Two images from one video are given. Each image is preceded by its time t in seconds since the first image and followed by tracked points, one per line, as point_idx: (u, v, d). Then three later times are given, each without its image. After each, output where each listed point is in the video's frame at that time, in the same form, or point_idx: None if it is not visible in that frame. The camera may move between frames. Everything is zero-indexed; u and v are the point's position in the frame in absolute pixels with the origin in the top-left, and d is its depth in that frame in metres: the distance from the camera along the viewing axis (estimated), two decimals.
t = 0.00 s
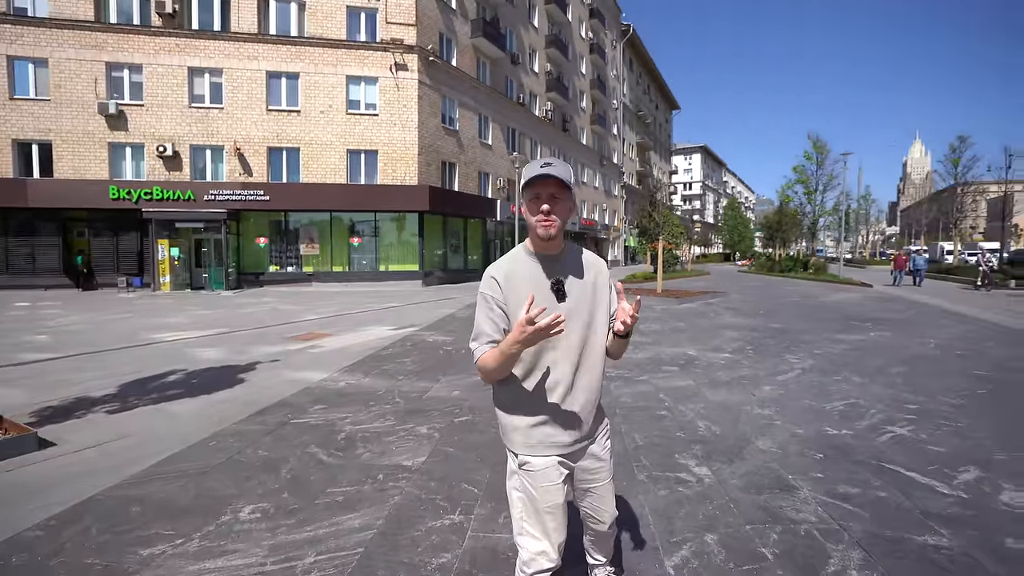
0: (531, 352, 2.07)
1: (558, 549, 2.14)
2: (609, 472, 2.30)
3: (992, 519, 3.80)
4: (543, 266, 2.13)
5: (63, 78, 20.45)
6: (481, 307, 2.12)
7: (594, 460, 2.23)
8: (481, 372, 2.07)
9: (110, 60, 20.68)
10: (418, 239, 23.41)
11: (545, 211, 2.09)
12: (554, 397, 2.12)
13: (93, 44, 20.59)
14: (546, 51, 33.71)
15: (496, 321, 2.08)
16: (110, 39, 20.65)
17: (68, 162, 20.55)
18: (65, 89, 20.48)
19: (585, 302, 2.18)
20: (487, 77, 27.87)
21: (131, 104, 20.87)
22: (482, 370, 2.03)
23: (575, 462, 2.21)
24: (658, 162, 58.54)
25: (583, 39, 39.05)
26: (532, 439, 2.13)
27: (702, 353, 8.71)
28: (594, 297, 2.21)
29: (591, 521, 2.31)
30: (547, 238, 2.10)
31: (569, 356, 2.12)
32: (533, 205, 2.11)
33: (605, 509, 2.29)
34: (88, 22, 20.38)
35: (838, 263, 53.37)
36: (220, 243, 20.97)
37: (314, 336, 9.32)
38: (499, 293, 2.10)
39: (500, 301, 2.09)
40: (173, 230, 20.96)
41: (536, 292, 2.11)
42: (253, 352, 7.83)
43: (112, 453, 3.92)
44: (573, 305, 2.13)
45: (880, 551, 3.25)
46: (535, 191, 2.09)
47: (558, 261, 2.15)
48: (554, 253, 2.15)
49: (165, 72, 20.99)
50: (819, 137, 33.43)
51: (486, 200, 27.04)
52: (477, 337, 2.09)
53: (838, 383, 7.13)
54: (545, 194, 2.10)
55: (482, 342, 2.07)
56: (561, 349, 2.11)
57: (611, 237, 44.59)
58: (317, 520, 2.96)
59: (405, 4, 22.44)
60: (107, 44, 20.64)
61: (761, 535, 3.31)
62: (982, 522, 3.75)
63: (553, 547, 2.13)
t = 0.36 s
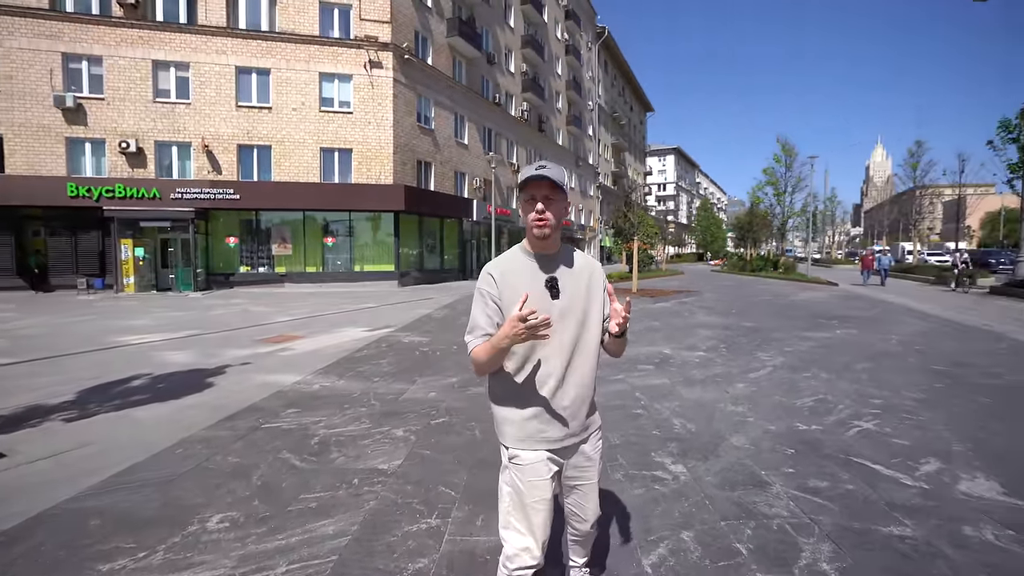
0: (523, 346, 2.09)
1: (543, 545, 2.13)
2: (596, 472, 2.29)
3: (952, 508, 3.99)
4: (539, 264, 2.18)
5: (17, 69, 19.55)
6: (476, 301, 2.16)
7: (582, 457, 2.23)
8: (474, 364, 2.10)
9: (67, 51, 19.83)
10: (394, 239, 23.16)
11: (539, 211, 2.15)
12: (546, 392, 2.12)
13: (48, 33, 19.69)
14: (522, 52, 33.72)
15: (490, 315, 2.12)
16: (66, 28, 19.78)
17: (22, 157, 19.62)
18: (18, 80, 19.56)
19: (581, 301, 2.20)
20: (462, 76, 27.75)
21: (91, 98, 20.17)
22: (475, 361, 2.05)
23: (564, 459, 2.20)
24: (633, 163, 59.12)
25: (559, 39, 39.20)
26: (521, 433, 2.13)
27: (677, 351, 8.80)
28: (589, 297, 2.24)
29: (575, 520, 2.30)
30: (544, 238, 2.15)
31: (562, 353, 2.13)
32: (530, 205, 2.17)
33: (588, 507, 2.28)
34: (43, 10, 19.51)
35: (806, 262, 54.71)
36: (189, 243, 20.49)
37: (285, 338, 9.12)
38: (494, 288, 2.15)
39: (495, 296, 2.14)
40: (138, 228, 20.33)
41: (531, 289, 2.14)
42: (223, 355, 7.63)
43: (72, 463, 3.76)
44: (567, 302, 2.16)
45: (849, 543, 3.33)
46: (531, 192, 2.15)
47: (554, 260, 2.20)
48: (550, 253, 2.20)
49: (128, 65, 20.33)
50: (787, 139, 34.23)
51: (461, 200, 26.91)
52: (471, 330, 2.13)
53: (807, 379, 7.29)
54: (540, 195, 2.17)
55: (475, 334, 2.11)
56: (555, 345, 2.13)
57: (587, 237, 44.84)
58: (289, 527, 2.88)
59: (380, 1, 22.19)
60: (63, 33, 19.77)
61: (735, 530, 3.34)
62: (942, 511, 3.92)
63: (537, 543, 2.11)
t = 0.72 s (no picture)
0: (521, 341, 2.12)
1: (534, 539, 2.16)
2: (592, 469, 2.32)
3: (926, 503, 4.05)
4: (543, 262, 2.22)
5: None
6: (478, 293, 2.20)
7: (575, 454, 2.27)
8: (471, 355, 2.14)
9: (30, 43, 19.21)
10: (373, 239, 22.92)
11: (545, 210, 2.19)
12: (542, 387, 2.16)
13: (9, 24, 19.01)
14: (502, 51, 33.67)
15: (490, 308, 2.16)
16: (29, 20, 19.14)
17: None
18: None
19: (581, 298, 2.24)
20: (443, 75, 27.59)
21: (55, 91, 19.53)
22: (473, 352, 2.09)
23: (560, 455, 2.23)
24: (613, 164, 59.53)
25: (539, 40, 39.24)
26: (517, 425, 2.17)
27: (657, 350, 8.84)
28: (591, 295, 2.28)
29: (566, 517, 2.33)
30: (548, 235, 2.19)
31: (561, 350, 2.16)
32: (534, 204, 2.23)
33: (581, 504, 2.31)
34: None
35: (782, 262, 55.69)
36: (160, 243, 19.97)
37: (261, 340, 8.93)
38: (497, 281, 2.18)
39: (496, 289, 2.18)
40: (107, 228, 19.77)
41: (533, 283, 2.17)
42: (195, 358, 7.42)
43: (33, 472, 3.60)
44: (567, 299, 2.20)
45: (830, 540, 3.35)
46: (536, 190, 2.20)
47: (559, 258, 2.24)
48: (554, 251, 2.24)
49: (95, 58, 19.75)
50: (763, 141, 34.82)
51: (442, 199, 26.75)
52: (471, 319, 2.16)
53: (785, 377, 7.37)
54: (545, 193, 2.21)
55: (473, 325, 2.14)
56: (553, 341, 2.16)
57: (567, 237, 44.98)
58: (263, 536, 2.79)
59: None
60: (26, 24, 19.14)
61: (718, 530, 3.34)
62: (917, 507, 3.98)
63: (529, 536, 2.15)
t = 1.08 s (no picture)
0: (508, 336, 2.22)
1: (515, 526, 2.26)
2: (581, 465, 2.37)
3: (898, 497, 4.12)
4: (538, 260, 2.30)
5: None
6: (472, 286, 2.31)
7: (563, 449, 2.32)
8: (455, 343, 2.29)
9: None
10: (345, 238, 22.55)
11: (543, 209, 2.28)
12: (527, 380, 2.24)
13: None
14: (477, 50, 33.52)
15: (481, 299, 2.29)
16: None
17: None
18: None
19: (571, 299, 2.29)
20: (417, 73, 27.32)
21: (6, 82, 18.64)
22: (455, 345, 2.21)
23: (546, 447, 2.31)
24: (587, 164, 59.90)
25: (514, 39, 39.19)
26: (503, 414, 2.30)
27: (633, 350, 8.85)
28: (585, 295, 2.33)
29: (552, 512, 2.39)
30: (540, 236, 2.27)
31: (549, 347, 2.23)
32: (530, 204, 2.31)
33: (568, 498, 2.36)
34: None
35: (752, 262, 56.79)
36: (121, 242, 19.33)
37: (229, 342, 8.64)
38: (490, 275, 2.29)
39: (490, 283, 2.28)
40: (62, 226, 18.98)
41: (524, 281, 2.25)
42: (158, 361, 7.14)
43: None
44: (559, 297, 2.26)
45: (808, 537, 3.36)
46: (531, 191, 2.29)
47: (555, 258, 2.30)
48: (551, 250, 2.32)
49: (49, 48, 18.91)
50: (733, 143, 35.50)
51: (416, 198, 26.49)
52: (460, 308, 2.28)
53: (759, 374, 7.45)
54: (543, 194, 2.30)
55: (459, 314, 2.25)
56: (541, 338, 2.24)
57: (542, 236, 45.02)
58: (229, 549, 2.65)
59: None
60: None
61: (698, 530, 3.31)
62: (890, 501, 4.04)
63: (510, 521, 2.25)
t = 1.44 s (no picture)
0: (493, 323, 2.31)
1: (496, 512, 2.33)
2: (568, 465, 2.40)
3: (883, 493, 4.13)
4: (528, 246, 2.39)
5: None
6: (462, 273, 2.46)
7: (549, 446, 2.37)
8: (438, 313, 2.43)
9: None
10: (325, 238, 22.25)
11: (532, 197, 2.35)
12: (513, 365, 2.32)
13: None
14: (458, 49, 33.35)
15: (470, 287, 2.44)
16: None
17: None
18: None
19: (557, 284, 2.30)
20: (397, 71, 27.07)
21: None
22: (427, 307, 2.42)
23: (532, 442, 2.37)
24: (568, 165, 60.09)
25: (495, 39, 39.09)
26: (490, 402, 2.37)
27: (617, 349, 8.82)
28: (576, 281, 2.38)
29: (537, 508, 2.41)
30: (525, 216, 2.34)
31: (534, 333, 2.29)
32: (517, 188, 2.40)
33: (554, 496, 2.37)
34: None
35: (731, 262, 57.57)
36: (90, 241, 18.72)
37: (204, 344, 8.39)
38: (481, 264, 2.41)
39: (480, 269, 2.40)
40: (27, 225, 18.21)
41: (510, 266, 2.36)
42: (129, 365, 6.88)
43: None
44: (547, 284, 2.31)
45: (798, 536, 3.35)
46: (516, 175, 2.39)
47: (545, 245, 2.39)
48: (541, 235, 2.41)
49: (11, 38, 18.14)
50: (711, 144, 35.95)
51: (397, 198, 26.24)
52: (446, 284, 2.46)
53: (742, 372, 7.48)
54: (532, 181, 2.38)
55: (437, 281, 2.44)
56: (526, 324, 2.31)
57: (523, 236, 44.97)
58: (203, 562, 2.52)
59: None
60: None
61: (689, 531, 3.27)
62: (875, 497, 4.05)
63: (491, 508, 2.32)
